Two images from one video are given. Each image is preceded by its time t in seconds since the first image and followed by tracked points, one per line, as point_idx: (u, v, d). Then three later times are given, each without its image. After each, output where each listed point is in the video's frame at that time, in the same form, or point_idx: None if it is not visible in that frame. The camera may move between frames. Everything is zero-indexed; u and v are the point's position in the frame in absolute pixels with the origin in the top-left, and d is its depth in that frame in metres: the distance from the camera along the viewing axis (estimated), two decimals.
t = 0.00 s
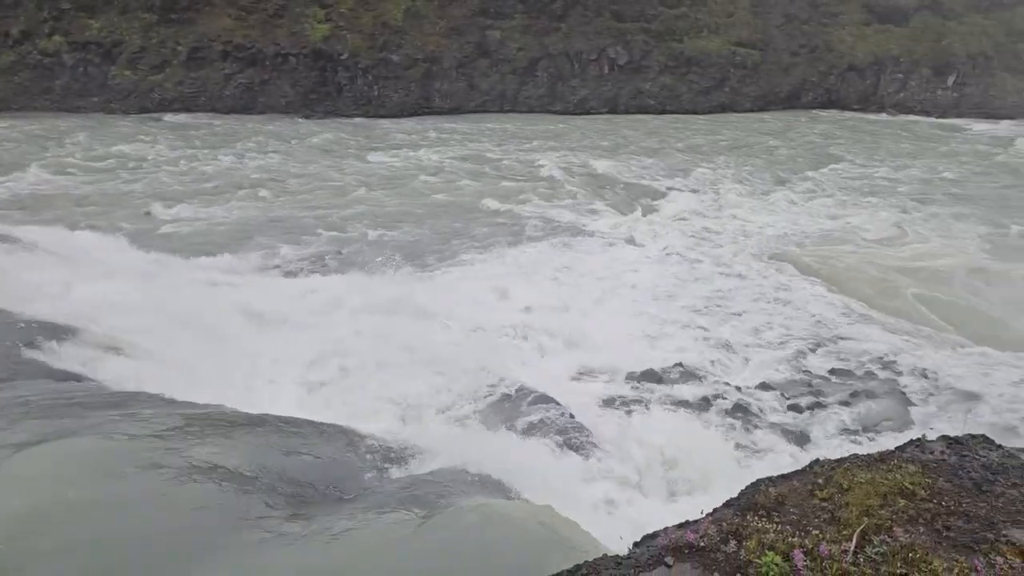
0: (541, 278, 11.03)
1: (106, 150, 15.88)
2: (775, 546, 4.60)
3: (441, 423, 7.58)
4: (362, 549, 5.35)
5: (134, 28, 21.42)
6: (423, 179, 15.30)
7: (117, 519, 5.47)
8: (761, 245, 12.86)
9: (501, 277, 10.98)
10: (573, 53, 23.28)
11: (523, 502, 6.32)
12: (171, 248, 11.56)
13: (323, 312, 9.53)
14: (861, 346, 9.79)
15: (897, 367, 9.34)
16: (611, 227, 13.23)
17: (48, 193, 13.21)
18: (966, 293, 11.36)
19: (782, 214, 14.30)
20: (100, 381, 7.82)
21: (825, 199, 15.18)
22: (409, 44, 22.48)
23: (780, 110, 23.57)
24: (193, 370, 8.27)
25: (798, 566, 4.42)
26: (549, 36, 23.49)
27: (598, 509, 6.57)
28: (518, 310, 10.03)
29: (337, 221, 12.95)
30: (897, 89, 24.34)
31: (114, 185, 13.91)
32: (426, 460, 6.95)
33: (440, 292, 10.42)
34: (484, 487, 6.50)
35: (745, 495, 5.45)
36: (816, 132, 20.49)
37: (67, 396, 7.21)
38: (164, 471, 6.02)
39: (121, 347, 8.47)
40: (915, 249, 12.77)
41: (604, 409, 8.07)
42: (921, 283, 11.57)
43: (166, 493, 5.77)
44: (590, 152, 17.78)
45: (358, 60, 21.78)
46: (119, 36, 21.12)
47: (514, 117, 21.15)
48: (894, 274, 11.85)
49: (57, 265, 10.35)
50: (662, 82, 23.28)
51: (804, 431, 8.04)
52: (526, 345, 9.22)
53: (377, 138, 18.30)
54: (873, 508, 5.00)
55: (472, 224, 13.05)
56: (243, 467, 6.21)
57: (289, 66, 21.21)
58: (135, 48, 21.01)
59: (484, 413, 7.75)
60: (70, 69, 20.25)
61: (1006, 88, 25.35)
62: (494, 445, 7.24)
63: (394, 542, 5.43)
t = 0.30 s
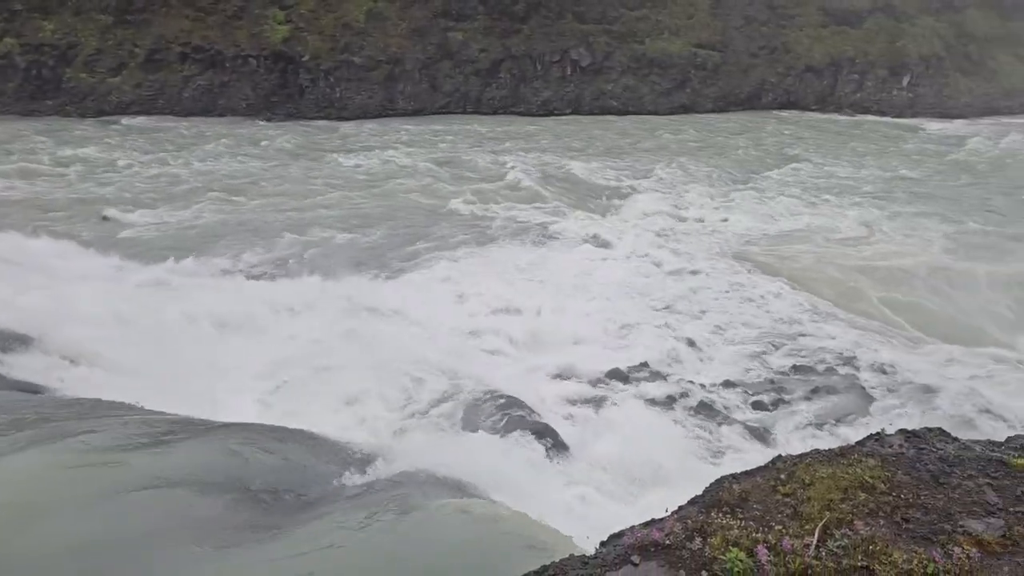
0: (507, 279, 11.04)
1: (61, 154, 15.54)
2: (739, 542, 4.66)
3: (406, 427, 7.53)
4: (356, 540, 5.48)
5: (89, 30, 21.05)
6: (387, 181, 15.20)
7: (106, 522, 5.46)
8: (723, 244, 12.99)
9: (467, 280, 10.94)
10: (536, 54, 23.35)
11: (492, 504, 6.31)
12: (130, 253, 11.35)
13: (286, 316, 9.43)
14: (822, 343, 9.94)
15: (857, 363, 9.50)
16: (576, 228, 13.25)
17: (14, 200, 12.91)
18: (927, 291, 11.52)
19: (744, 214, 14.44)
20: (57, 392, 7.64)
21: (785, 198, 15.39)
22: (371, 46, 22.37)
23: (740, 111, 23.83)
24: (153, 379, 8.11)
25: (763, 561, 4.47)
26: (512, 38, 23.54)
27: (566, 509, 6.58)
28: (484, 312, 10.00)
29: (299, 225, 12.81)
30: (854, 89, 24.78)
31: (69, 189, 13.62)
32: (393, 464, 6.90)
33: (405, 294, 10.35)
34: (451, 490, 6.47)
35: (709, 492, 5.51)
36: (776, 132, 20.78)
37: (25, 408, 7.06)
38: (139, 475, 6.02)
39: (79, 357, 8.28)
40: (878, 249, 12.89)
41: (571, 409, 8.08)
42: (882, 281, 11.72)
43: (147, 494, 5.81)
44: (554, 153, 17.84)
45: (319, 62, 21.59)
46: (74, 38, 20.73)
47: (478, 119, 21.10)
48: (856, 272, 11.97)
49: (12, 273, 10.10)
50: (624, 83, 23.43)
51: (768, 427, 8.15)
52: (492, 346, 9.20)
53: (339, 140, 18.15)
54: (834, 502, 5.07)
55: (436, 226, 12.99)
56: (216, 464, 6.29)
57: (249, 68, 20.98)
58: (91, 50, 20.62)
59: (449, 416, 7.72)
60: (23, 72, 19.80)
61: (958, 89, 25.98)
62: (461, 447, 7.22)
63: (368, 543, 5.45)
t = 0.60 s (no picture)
0: (475, 285, 11.03)
1: (17, 162, 15.21)
2: (705, 544, 4.70)
3: (374, 437, 7.47)
4: (339, 547, 5.49)
5: (46, 35, 20.66)
6: (352, 188, 15.11)
7: (96, 521, 5.58)
8: (688, 248, 13.11)
9: (434, 286, 10.91)
10: (501, 60, 23.41)
11: (461, 511, 6.31)
12: (89, 264, 11.14)
13: (251, 325, 9.30)
14: (786, 344, 10.08)
15: (821, 364, 9.65)
16: (541, 234, 13.26)
17: None
18: (892, 295, 11.66)
19: (709, 218, 14.57)
20: (16, 405, 7.47)
21: (748, 202, 15.59)
22: (335, 52, 22.25)
23: (703, 116, 24.06)
24: (115, 391, 7.97)
25: (728, 563, 4.52)
26: (476, 44, 23.61)
27: (535, 515, 6.60)
28: (451, 318, 9.97)
29: (262, 232, 12.69)
30: (814, 95, 25.18)
31: (25, 198, 13.31)
32: (362, 473, 6.86)
33: (371, 302, 10.29)
34: (419, 498, 6.45)
35: (675, 495, 5.56)
36: (738, 137, 21.05)
37: None
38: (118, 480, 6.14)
39: (38, 370, 8.11)
40: (844, 253, 13.00)
41: (540, 415, 8.09)
42: (847, 285, 11.85)
43: (133, 496, 5.93)
44: (519, 159, 17.88)
45: (283, 68, 21.42)
46: (29, 44, 20.32)
47: (443, 125, 21.07)
48: (822, 277, 12.09)
49: None
50: (589, 89, 23.57)
51: (734, 429, 8.23)
52: (460, 353, 9.18)
53: (303, 146, 18.02)
54: (797, 501, 5.15)
55: (402, 233, 12.94)
56: (198, 471, 6.43)
57: (211, 74, 20.74)
58: (47, 56, 20.21)
59: (417, 423, 7.68)
60: None
61: (915, 93, 26.52)
62: (428, 455, 7.20)
63: (339, 549, 5.46)
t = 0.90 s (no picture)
0: (443, 294, 11.01)
1: None
2: (673, 551, 4.71)
3: (343, 448, 7.41)
4: (308, 559, 5.44)
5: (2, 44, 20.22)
6: (318, 198, 15.00)
7: (70, 532, 5.58)
8: (655, 255, 13.21)
9: (401, 296, 10.86)
10: (467, 69, 23.45)
11: (431, 521, 6.28)
12: (48, 277, 10.92)
13: (215, 338, 9.18)
14: (752, 349, 10.19)
15: (786, 369, 9.76)
16: (509, 244, 13.25)
17: None
18: (858, 301, 11.79)
19: (675, 226, 14.69)
20: None
21: (713, 209, 15.74)
22: (300, 62, 22.11)
23: (668, 124, 24.29)
24: (76, 407, 7.83)
25: (696, 568, 4.54)
26: (443, 53, 23.65)
27: (506, 523, 6.58)
28: (419, 328, 9.94)
29: (227, 244, 12.54)
30: (776, 103, 25.56)
31: None
32: (330, 486, 6.80)
33: (338, 312, 10.21)
34: (388, 510, 6.40)
35: (644, 502, 5.59)
36: (702, 145, 21.29)
37: None
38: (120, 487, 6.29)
39: None
40: (812, 261, 13.11)
41: (509, 424, 8.08)
42: (814, 291, 11.96)
43: (123, 503, 6.04)
44: (486, 168, 17.90)
45: (247, 77, 21.24)
46: None
47: (410, 135, 21.02)
48: (790, 284, 12.18)
49: None
50: (555, 98, 23.66)
51: (702, 435, 8.29)
52: (428, 363, 9.14)
53: (268, 156, 17.88)
54: (764, 506, 5.19)
55: (368, 244, 12.87)
56: (172, 482, 6.46)
57: (173, 84, 20.46)
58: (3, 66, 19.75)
59: (384, 433, 7.63)
60: None
61: (874, 102, 27.06)
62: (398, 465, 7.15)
63: (308, 562, 5.40)
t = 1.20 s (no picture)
0: (413, 305, 10.98)
1: None
2: (643, 561, 4.72)
3: (312, 461, 7.33)
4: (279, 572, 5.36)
5: None
6: (285, 210, 14.90)
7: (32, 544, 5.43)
8: (623, 264, 13.32)
9: (371, 307, 10.81)
10: (435, 80, 23.46)
11: (402, 534, 6.23)
12: (8, 292, 10.71)
13: (180, 352, 9.06)
14: (721, 357, 10.29)
15: (754, 376, 9.86)
16: (479, 256, 13.17)
17: None
18: (823, 307, 11.96)
19: (643, 235, 14.80)
20: None
21: (680, 219, 15.89)
22: (265, 73, 21.96)
23: (635, 134, 24.51)
24: (36, 424, 7.66)
25: None
26: (411, 64, 23.71)
27: (477, 535, 6.55)
28: (389, 340, 9.88)
29: (192, 256, 12.42)
30: (741, 114, 25.91)
31: None
32: (299, 499, 6.73)
33: (306, 324, 10.14)
34: (359, 522, 6.35)
35: (613, 513, 5.60)
36: (668, 154, 21.53)
37: None
38: (105, 489, 6.35)
39: None
40: (784, 271, 13.20)
41: (480, 435, 8.07)
42: (784, 300, 12.08)
43: (87, 516, 5.89)
44: (454, 178, 17.93)
45: (212, 89, 21.05)
46: None
47: (378, 146, 20.99)
48: (760, 293, 12.29)
49: None
50: (523, 109, 23.76)
51: (672, 443, 8.34)
52: (398, 375, 9.09)
53: (234, 168, 17.75)
54: (732, 514, 5.23)
55: (337, 255, 12.81)
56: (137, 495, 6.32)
57: (136, 96, 20.15)
58: None
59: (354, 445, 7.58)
60: None
61: (836, 112, 27.54)
62: (369, 477, 7.10)
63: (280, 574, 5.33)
